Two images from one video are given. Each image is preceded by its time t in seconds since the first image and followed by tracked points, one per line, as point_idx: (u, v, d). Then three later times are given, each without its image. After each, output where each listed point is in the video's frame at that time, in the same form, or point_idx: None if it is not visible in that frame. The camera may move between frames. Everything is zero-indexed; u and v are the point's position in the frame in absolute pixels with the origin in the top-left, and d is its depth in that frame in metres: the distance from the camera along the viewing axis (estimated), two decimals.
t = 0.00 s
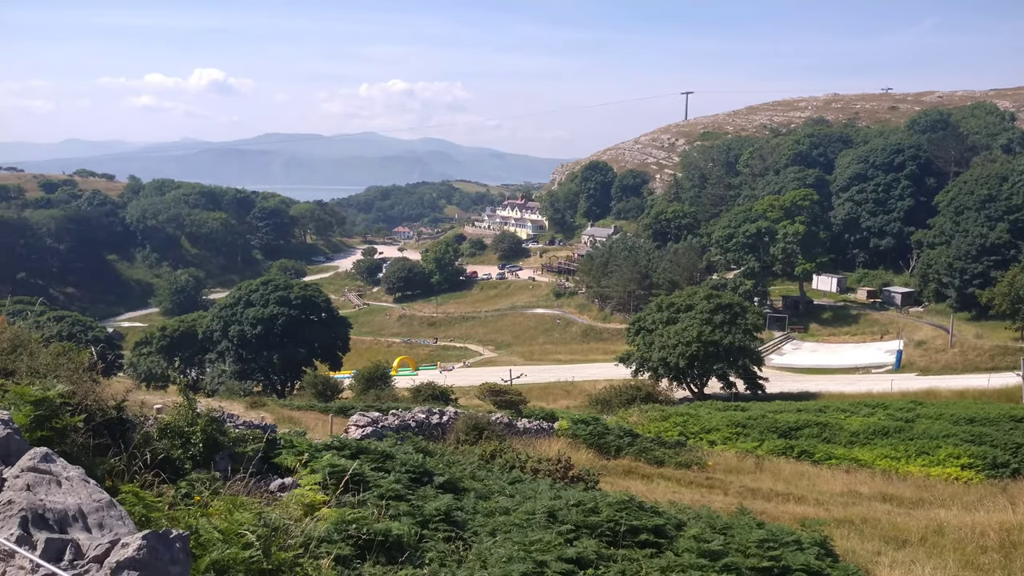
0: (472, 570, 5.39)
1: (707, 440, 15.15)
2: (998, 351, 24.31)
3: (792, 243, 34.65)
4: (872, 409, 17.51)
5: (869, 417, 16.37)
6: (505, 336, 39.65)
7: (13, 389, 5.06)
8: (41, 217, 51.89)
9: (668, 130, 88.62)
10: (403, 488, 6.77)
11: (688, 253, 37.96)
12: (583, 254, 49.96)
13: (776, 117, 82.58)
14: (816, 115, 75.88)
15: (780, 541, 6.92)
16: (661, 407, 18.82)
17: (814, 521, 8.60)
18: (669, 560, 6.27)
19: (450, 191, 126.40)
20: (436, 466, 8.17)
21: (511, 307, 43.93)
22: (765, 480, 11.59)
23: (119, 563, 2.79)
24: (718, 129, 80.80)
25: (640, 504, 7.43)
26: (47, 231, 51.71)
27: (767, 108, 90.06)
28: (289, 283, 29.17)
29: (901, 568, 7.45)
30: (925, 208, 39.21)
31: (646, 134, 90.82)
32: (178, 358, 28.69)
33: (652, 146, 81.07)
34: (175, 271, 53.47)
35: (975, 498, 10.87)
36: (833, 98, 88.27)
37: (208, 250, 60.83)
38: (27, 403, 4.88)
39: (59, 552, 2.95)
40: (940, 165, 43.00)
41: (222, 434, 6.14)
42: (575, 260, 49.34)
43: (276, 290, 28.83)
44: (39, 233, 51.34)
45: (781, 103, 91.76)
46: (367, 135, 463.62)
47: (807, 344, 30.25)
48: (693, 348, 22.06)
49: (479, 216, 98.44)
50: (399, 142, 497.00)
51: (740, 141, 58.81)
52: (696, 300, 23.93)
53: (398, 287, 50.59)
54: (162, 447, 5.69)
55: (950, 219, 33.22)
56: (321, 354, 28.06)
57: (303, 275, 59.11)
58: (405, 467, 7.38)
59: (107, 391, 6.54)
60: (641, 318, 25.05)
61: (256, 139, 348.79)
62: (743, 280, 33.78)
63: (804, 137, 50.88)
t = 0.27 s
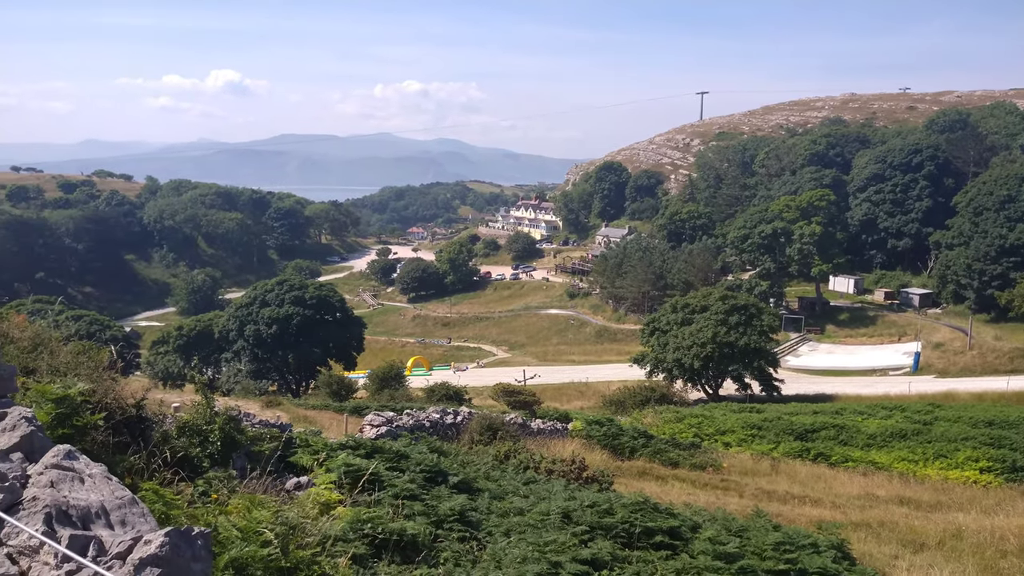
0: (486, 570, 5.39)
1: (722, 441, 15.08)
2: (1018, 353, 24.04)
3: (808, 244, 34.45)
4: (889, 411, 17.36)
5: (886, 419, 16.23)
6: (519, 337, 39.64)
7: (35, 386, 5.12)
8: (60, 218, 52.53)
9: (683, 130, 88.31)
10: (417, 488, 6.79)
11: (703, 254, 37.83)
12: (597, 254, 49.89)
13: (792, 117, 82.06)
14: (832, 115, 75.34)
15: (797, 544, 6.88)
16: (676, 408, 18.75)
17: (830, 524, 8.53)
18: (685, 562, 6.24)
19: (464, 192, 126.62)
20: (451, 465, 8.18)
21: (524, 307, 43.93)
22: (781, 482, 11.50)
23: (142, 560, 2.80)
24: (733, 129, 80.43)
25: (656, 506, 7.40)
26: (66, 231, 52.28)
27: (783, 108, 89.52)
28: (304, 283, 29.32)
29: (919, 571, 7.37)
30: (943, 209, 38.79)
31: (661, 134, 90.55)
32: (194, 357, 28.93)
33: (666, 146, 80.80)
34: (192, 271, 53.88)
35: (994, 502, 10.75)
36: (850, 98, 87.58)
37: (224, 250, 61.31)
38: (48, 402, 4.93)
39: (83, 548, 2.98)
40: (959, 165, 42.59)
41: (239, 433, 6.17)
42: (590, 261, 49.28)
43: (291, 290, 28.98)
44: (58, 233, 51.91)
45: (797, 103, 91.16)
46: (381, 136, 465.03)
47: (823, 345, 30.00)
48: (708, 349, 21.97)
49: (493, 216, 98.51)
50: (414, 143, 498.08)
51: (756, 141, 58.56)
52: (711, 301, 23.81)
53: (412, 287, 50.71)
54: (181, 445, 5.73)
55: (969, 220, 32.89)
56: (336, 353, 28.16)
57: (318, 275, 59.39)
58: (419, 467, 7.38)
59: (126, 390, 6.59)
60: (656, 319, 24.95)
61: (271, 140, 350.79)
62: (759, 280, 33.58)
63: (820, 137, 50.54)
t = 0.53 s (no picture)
0: (497, 571, 5.40)
1: (732, 443, 15.04)
2: None
3: (820, 245, 34.29)
4: (902, 414, 17.25)
5: (898, 422, 16.12)
6: (529, 337, 39.63)
7: (49, 386, 5.17)
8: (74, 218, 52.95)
9: (694, 131, 88.04)
10: (427, 488, 6.80)
11: (715, 255, 37.73)
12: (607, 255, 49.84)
13: (804, 117, 81.71)
14: (845, 116, 74.94)
15: (808, 547, 6.86)
16: (687, 410, 18.69)
17: (842, 527, 8.49)
18: (695, 563, 6.23)
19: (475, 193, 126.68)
20: (461, 466, 8.19)
21: (535, 308, 43.94)
22: (792, 485, 11.45)
23: (156, 559, 2.83)
24: (745, 130, 80.16)
25: (666, 508, 7.38)
26: (79, 231, 52.71)
27: (796, 108, 89.11)
28: (315, 283, 29.44)
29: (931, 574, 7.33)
30: (957, 211, 38.50)
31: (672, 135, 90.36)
32: (206, 357, 29.11)
33: (678, 147, 80.60)
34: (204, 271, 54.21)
35: (1007, 505, 10.67)
36: (864, 98, 87.11)
37: (236, 251, 61.65)
38: (62, 400, 4.97)
39: (99, 545, 3.02)
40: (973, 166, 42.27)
41: (251, 432, 6.21)
42: (600, 262, 49.23)
43: (302, 290, 29.12)
44: (72, 234, 52.36)
45: (810, 104, 90.69)
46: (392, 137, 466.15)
47: (835, 347, 29.84)
48: (718, 351, 21.89)
49: (503, 217, 98.57)
50: (424, 143, 499.17)
51: (768, 141, 58.39)
52: (722, 303, 23.73)
53: (423, 287, 50.80)
54: (194, 444, 5.78)
55: (983, 222, 32.63)
56: (346, 353, 28.26)
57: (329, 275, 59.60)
58: (429, 466, 7.41)
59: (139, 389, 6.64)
60: (666, 321, 24.87)
61: (283, 140, 352.29)
62: (771, 282, 33.45)
63: (833, 138, 50.29)
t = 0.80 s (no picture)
0: (511, 572, 5.40)
1: (747, 445, 14.96)
2: None
3: (835, 246, 34.08)
4: (918, 416, 17.10)
5: (914, 424, 15.97)
6: (541, 338, 39.60)
7: (68, 385, 5.22)
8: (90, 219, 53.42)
9: (707, 131, 87.70)
10: (441, 489, 6.82)
11: (728, 256, 37.58)
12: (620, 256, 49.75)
13: (818, 117, 81.22)
14: (860, 116, 74.42)
15: (824, 550, 6.82)
16: (700, 411, 18.61)
17: (857, 530, 8.42)
18: (709, 566, 6.20)
19: (487, 194, 126.77)
20: (474, 467, 8.20)
21: (547, 309, 43.89)
22: (807, 487, 11.37)
23: (177, 556, 2.86)
24: (758, 130, 79.80)
25: (680, 510, 7.35)
26: (95, 232, 53.18)
27: (810, 108, 88.60)
28: (328, 284, 29.55)
29: None
30: (974, 211, 38.14)
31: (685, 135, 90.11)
32: (220, 357, 29.29)
33: (691, 147, 80.33)
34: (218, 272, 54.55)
35: None
36: (879, 98, 86.52)
37: (250, 252, 62.00)
38: (81, 400, 5.02)
39: (120, 543, 3.06)
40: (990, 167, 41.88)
41: (266, 432, 6.25)
42: (613, 263, 49.16)
43: (316, 290, 29.26)
44: (88, 234, 52.84)
45: (824, 104, 90.15)
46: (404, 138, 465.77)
47: (850, 348, 29.62)
48: (732, 352, 21.79)
49: (515, 218, 98.60)
50: (436, 144, 499.90)
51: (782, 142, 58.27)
52: (735, 304, 23.62)
53: (435, 288, 50.88)
54: (210, 444, 5.81)
55: (1000, 223, 32.32)
56: (360, 354, 28.36)
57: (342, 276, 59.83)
58: (442, 467, 7.42)
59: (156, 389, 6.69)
60: (679, 322, 24.76)
61: (296, 141, 353.69)
62: (785, 283, 33.26)
63: (848, 138, 49.98)
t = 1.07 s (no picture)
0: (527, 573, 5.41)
1: (764, 448, 14.85)
2: None
3: (854, 247, 33.78)
4: (938, 419, 16.90)
5: (934, 427, 15.79)
6: (556, 339, 39.56)
7: (91, 384, 5.28)
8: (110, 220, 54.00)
9: (724, 131, 87.24)
10: (456, 489, 6.83)
11: (745, 257, 37.37)
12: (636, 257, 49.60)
13: (837, 117, 80.56)
14: (879, 116, 73.73)
15: (842, 553, 6.77)
16: (717, 414, 18.49)
17: (875, 533, 8.35)
18: (727, 569, 6.17)
19: (503, 194, 126.88)
20: (490, 467, 8.21)
21: (562, 310, 43.83)
22: (824, 491, 11.27)
23: (199, 554, 2.89)
24: (776, 130, 79.27)
25: (696, 512, 7.32)
26: (116, 233, 53.78)
27: (829, 108, 87.92)
28: (345, 284, 29.70)
29: None
30: (995, 212, 37.68)
31: (702, 136, 89.71)
32: (238, 356, 29.52)
33: (707, 147, 79.95)
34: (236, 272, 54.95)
35: None
36: (899, 98, 85.72)
37: (267, 252, 62.43)
38: (103, 399, 5.07)
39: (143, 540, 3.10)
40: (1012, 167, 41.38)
41: (284, 431, 6.30)
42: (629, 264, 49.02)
43: (333, 291, 29.42)
44: (109, 235, 53.43)
45: (843, 104, 89.42)
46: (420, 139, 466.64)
47: (869, 351, 29.33)
48: (749, 354, 21.66)
49: (530, 219, 98.60)
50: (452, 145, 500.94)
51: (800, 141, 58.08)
52: (753, 305, 23.50)
53: (451, 289, 50.96)
54: (229, 443, 5.86)
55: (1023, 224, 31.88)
56: (376, 354, 28.50)
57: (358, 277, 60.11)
58: (458, 467, 7.44)
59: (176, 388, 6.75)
60: (696, 323, 24.64)
61: (312, 142, 355.44)
62: (803, 284, 33.00)
63: (867, 138, 49.60)
